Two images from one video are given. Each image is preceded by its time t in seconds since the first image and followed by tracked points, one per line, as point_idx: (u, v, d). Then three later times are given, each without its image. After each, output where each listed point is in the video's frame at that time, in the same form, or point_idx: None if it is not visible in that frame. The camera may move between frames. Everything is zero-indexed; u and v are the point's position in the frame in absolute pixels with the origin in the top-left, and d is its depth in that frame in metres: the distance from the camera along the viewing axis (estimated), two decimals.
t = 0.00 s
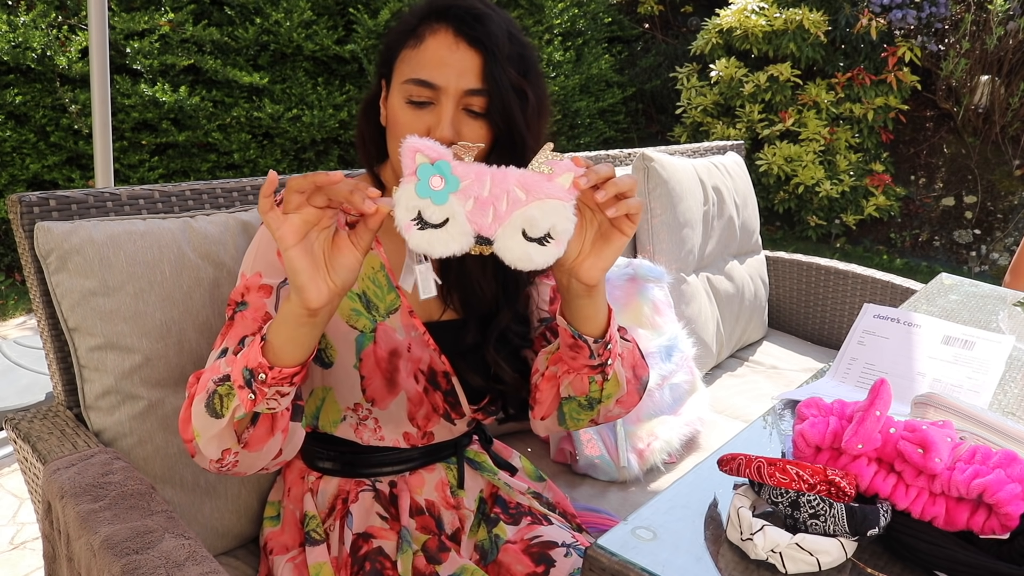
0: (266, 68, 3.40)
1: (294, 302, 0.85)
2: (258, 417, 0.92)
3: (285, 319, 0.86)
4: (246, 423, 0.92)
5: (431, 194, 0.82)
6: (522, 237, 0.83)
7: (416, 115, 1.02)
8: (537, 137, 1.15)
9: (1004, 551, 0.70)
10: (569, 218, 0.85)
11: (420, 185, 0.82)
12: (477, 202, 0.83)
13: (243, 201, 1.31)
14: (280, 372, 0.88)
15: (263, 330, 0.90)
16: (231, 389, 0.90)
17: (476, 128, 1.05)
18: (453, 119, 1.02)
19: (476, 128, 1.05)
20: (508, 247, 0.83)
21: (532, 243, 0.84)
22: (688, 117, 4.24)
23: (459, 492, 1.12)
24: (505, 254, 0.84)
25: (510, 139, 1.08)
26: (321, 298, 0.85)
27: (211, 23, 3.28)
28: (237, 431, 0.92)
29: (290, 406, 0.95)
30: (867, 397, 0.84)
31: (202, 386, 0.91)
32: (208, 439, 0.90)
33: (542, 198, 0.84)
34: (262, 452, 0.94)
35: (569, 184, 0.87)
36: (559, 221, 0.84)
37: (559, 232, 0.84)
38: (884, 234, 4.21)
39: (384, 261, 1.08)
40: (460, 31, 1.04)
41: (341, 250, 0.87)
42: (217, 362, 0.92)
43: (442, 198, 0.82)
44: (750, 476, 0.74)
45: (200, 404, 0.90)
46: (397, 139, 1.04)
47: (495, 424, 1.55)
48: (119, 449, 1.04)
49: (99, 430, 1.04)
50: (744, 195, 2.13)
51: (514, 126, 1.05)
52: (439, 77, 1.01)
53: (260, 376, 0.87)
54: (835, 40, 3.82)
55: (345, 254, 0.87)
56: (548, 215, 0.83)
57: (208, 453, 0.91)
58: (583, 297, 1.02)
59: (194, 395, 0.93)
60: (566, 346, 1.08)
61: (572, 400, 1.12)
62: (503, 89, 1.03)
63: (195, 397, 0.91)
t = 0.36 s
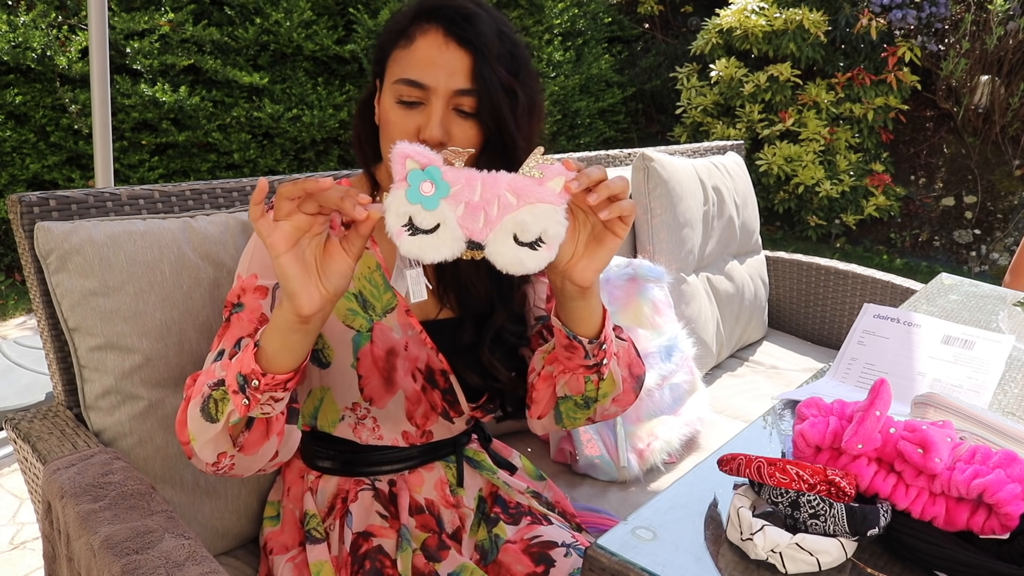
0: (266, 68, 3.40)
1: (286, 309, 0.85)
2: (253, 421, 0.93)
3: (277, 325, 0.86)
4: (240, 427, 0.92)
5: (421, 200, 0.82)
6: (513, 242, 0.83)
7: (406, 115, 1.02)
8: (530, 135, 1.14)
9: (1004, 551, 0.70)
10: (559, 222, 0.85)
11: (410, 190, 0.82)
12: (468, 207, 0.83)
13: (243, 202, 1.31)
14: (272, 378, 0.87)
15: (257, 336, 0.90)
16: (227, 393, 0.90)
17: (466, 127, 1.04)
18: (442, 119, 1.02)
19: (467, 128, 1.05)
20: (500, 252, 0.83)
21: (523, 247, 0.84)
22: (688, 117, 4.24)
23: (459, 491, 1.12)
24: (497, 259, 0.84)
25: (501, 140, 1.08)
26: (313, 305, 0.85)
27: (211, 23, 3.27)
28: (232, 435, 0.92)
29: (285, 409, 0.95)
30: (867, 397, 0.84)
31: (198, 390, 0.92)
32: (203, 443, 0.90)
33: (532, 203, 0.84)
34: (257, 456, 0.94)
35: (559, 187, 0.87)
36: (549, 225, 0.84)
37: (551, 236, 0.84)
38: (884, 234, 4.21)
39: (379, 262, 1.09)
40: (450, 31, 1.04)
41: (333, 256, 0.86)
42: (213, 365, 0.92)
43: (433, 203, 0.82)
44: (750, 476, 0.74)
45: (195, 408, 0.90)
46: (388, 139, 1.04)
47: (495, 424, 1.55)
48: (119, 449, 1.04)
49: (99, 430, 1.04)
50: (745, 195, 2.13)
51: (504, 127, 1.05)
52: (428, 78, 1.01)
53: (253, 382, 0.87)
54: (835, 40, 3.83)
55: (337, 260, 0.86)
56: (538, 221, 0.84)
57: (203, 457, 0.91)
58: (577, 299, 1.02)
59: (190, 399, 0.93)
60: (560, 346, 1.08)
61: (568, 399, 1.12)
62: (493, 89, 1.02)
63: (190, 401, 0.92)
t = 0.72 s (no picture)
0: (266, 68, 3.39)
1: (285, 303, 0.84)
2: (254, 420, 0.93)
3: (277, 322, 0.85)
4: (240, 426, 0.92)
5: (401, 171, 0.83)
6: (494, 211, 0.83)
7: (397, 105, 1.02)
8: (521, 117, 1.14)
9: (1004, 551, 0.70)
10: (541, 193, 0.85)
11: (390, 164, 0.83)
12: (448, 179, 0.84)
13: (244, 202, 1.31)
14: (271, 376, 0.87)
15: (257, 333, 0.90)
16: (227, 392, 0.90)
17: (458, 111, 1.04)
18: (434, 105, 1.02)
19: (460, 112, 1.05)
20: (483, 218, 0.83)
21: (507, 217, 0.84)
22: (688, 117, 4.24)
23: (459, 490, 1.12)
24: (479, 229, 0.83)
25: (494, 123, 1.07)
26: (312, 297, 0.85)
27: (211, 23, 3.28)
28: (232, 434, 0.92)
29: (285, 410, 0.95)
30: (867, 397, 0.84)
31: (199, 390, 0.91)
32: (204, 442, 0.90)
33: (512, 175, 0.85)
34: (258, 455, 0.94)
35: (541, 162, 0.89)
36: (531, 194, 0.85)
37: (533, 206, 0.85)
38: (884, 234, 4.21)
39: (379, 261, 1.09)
40: (431, 18, 1.04)
41: (330, 250, 0.87)
42: (214, 365, 0.92)
43: (413, 173, 0.83)
44: (750, 476, 0.74)
45: (197, 407, 0.90)
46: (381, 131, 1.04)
47: (495, 424, 1.55)
48: (119, 449, 1.04)
49: (99, 430, 1.04)
50: (745, 195, 2.13)
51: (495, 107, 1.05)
52: (415, 66, 1.01)
53: (253, 380, 0.87)
54: (835, 40, 3.83)
55: (335, 254, 0.87)
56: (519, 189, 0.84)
57: (204, 456, 0.91)
58: (574, 295, 1.00)
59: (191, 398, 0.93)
60: (559, 347, 1.08)
61: (570, 400, 1.11)
62: (481, 73, 1.03)
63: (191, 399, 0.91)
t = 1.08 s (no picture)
0: (266, 68, 3.39)
1: (282, 316, 0.85)
2: (252, 426, 0.92)
3: (272, 333, 0.86)
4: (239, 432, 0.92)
5: (406, 197, 0.82)
6: (500, 240, 0.83)
7: (396, 106, 1.02)
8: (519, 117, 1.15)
9: (1004, 551, 0.70)
10: (548, 220, 0.85)
11: (395, 187, 0.83)
12: (454, 204, 0.83)
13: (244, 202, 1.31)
14: (269, 385, 0.88)
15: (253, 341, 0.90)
16: (225, 399, 0.90)
17: (456, 112, 1.05)
18: (432, 107, 1.02)
19: (458, 113, 1.05)
20: (489, 249, 0.83)
21: (512, 246, 0.83)
22: (688, 117, 4.24)
23: (458, 490, 1.12)
24: (483, 257, 0.83)
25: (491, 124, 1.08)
26: (308, 311, 0.85)
27: (211, 23, 3.28)
28: (231, 440, 0.92)
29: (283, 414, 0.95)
30: (867, 397, 0.84)
31: (197, 395, 0.92)
32: (202, 448, 0.90)
33: (520, 201, 0.84)
34: (257, 460, 0.94)
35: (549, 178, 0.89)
36: (538, 223, 0.84)
37: (540, 235, 0.84)
38: (884, 234, 4.21)
39: (377, 261, 1.09)
40: (430, 19, 1.04)
41: (327, 262, 0.86)
42: (211, 371, 0.92)
43: (417, 198, 0.82)
44: (750, 476, 0.74)
45: (195, 413, 0.90)
46: (379, 131, 1.04)
47: (495, 424, 1.55)
48: (119, 449, 1.04)
49: (99, 430, 1.04)
50: (745, 195, 2.13)
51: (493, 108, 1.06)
52: (413, 66, 1.01)
53: (250, 389, 0.87)
54: (835, 40, 3.82)
55: (331, 265, 0.86)
56: (525, 217, 0.84)
57: (203, 461, 0.91)
58: (569, 294, 1.01)
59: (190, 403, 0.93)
60: (556, 344, 1.08)
61: (568, 396, 1.12)
62: (479, 75, 1.03)
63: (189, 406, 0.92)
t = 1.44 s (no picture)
0: (266, 68, 3.40)
1: (290, 292, 0.86)
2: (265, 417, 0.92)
3: (284, 313, 0.87)
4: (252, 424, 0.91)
5: (387, 161, 0.85)
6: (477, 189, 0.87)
7: (431, 122, 1.01)
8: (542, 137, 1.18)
9: (1004, 551, 0.70)
10: (516, 169, 0.89)
11: (375, 156, 0.85)
12: (430, 165, 0.86)
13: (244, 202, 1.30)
14: (285, 367, 0.88)
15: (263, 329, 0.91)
16: (237, 391, 0.89)
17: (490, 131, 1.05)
18: (472, 127, 1.01)
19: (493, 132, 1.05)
20: (465, 197, 0.86)
21: (487, 194, 0.87)
22: (688, 117, 4.24)
23: (460, 493, 1.12)
24: (464, 207, 0.86)
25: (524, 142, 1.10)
26: (316, 285, 0.87)
27: (211, 23, 3.28)
28: (244, 433, 0.91)
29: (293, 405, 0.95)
30: (867, 397, 0.84)
31: (207, 393, 0.91)
32: (217, 443, 0.90)
33: (488, 156, 0.88)
34: (268, 453, 0.94)
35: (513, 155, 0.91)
36: (507, 172, 0.88)
37: (511, 181, 0.88)
38: (884, 234, 4.21)
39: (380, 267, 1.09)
40: (475, 38, 1.04)
41: (329, 241, 0.91)
42: (218, 369, 0.92)
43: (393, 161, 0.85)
44: (750, 476, 0.74)
45: (207, 410, 0.90)
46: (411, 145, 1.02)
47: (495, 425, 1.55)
48: (119, 449, 1.04)
49: (99, 430, 1.04)
50: (744, 195, 2.13)
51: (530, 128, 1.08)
52: (455, 85, 1.00)
53: (266, 373, 0.87)
54: (835, 40, 3.83)
55: (333, 244, 0.91)
56: (498, 166, 0.88)
57: (217, 457, 0.90)
58: (557, 269, 1.04)
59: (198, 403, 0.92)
60: (553, 331, 1.10)
61: (573, 387, 1.12)
62: (518, 92, 1.04)
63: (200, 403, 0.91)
